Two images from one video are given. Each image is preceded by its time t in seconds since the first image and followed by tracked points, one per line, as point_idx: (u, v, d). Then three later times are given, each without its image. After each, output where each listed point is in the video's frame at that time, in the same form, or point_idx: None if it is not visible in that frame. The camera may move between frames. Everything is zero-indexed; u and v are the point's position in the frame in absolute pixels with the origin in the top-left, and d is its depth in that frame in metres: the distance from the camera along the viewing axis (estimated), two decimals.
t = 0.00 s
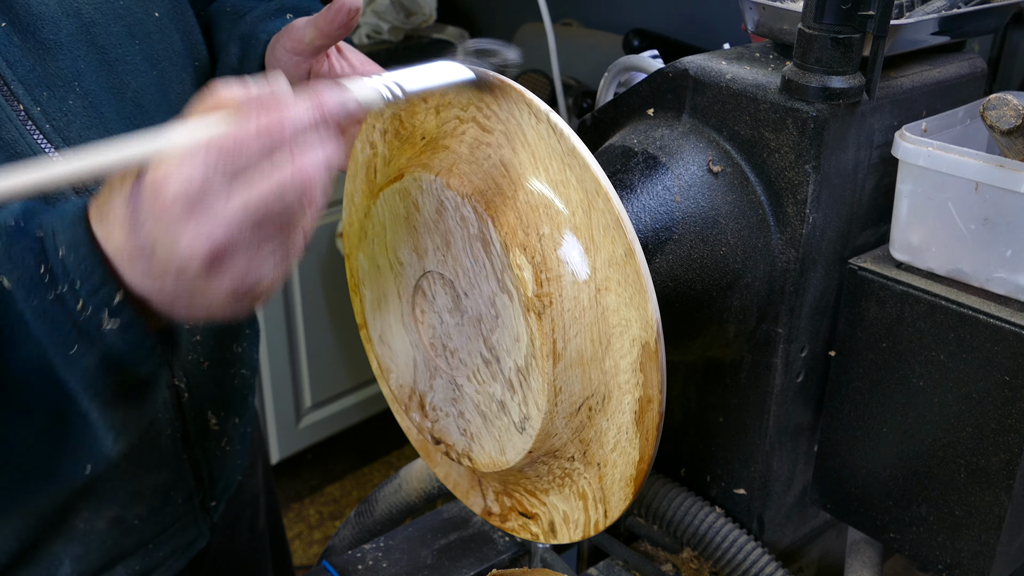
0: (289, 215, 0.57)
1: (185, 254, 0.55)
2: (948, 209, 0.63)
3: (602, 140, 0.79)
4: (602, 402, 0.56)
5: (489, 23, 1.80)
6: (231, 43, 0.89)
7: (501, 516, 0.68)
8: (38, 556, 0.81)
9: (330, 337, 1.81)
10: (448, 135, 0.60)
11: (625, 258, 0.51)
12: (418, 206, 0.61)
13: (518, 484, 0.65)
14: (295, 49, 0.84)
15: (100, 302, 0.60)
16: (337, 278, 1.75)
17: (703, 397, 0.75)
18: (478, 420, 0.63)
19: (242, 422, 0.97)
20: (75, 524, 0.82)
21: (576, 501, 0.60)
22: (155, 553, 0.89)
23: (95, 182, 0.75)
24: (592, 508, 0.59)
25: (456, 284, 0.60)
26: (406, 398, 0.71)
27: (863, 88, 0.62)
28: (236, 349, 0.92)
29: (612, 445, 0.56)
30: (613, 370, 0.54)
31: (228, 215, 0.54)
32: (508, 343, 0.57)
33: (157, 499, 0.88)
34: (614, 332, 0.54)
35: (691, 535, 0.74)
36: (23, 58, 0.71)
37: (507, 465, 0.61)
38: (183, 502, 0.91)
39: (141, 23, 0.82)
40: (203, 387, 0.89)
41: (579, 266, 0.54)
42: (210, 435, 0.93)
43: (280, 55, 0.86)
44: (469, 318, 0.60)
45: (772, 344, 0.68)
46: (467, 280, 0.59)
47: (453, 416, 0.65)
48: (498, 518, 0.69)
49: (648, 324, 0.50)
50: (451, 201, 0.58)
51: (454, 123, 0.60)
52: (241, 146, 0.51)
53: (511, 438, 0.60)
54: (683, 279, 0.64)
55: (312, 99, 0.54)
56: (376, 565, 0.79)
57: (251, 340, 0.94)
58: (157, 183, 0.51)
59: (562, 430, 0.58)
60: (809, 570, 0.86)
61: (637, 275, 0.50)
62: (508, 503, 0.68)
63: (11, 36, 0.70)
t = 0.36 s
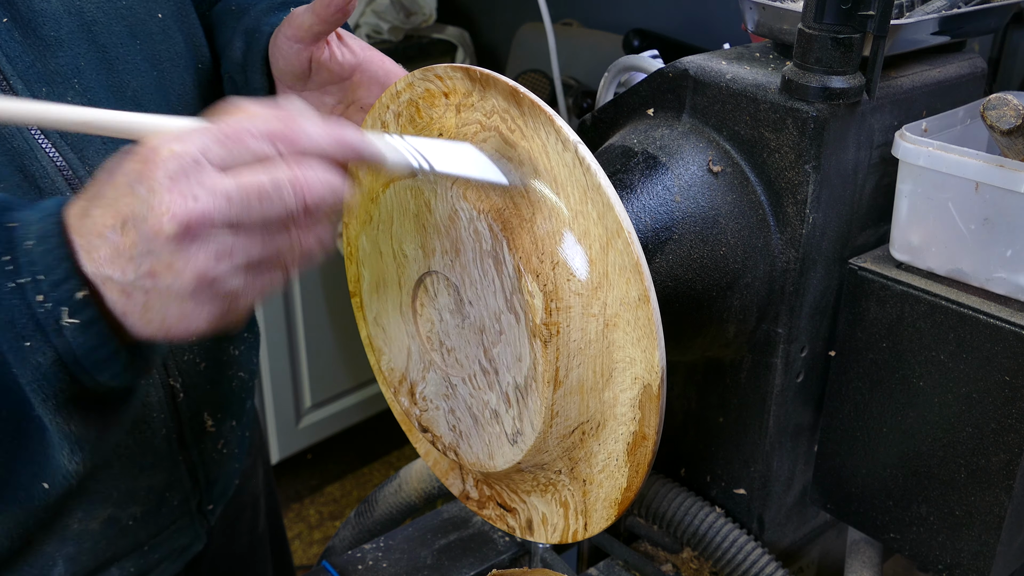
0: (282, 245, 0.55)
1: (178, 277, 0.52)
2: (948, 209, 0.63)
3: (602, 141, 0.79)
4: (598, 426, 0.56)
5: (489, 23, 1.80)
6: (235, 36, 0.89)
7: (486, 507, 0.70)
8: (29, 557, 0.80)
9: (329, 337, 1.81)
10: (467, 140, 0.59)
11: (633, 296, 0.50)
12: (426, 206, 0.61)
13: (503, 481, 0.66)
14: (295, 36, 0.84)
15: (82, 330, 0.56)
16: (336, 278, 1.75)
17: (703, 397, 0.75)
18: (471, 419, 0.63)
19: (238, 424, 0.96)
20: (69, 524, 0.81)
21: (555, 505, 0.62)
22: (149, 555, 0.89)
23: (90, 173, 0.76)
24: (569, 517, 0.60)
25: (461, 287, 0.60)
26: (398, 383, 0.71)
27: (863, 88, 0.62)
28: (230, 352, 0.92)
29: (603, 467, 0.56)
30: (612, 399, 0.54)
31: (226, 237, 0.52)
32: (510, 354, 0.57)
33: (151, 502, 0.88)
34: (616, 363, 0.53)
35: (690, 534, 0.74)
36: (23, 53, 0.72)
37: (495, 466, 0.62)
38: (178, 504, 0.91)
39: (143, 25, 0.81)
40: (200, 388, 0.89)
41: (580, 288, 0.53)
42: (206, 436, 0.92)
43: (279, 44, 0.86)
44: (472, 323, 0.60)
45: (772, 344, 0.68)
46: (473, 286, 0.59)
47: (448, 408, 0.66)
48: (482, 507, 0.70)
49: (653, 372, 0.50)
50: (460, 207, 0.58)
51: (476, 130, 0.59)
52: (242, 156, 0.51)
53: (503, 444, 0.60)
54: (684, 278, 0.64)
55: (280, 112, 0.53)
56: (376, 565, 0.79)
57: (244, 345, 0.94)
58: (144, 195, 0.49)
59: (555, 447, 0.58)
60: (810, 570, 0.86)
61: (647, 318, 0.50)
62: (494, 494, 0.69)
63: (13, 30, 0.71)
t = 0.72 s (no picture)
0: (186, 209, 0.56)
1: (69, 213, 0.51)
2: (948, 209, 0.63)
3: (602, 141, 0.79)
4: (605, 403, 0.56)
5: (489, 24, 1.80)
6: (264, 28, 0.87)
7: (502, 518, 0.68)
8: (46, 556, 0.81)
9: (330, 337, 1.81)
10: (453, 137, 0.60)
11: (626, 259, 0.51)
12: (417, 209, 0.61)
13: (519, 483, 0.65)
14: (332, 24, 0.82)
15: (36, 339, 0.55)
16: (337, 278, 1.75)
17: (703, 397, 0.75)
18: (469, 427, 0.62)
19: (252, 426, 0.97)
20: (84, 523, 0.82)
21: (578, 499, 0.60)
22: (160, 556, 0.89)
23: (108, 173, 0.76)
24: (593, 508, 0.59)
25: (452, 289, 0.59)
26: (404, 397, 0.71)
27: (863, 88, 0.62)
28: (244, 352, 0.92)
29: (616, 445, 0.56)
30: (613, 372, 0.55)
31: (121, 171, 0.52)
32: (501, 352, 0.57)
33: (165, 502, 0.88)
34: (614, 332, 0.54)
35: (690, 534, 0.74)
36: (48, 55, 0.72)
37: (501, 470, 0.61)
38: (191, 504, 0.91)
39: (162, 26, 0.81)
40: (215, 388, 0.89)
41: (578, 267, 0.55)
42: (220, 437, 0.92)
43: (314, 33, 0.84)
44: (463, 325, 0.59)
45: (772, 345, 0.68)
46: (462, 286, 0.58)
47: (447, 420, 0.65)
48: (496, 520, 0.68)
49: (649, 331, 0.50)
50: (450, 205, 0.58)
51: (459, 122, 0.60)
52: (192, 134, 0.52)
53: (499, 448, 0.59)
54: (683, 278, 0.64)
55: (227, 79, 0.53)
56: (376, 565, 0.79)
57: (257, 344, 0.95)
58: (35, 138, 0.50)
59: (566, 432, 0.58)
60: (809, 570, 0.86)
61: (638, 274, 0.50)
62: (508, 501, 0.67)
63: (37, 32, 0.72)
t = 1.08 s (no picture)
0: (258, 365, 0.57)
1: (133, 392, 0.55)
2: (948, 209, 0.63)
3: (602, 140, 0.79)
4: (607, 393, 0.56)
5: (489, 24, 1.80)
6: (231, 57, 0.89)
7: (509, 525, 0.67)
8: (34, 560, 0.80)
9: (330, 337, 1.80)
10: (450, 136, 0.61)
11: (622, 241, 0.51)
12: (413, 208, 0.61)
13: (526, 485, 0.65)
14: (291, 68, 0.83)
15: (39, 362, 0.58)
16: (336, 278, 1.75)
17: (703, 398, 0.75)
18: (473, 428, 0.62)
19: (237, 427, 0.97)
20: (72, 526, 0.82)
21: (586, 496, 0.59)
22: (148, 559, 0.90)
23: (91, 174, 0.77)
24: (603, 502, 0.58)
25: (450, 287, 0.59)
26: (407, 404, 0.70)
27: (863, 88, 0.62)
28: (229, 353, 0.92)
29: (619, 435, 0.56)
30: (612, 361, 0.54)
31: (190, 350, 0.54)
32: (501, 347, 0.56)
33: (152, 505, 0.88)
34: (612, 319, 0.53)
35: (691, 535, 0.74)
36: (27, 58, 0.73)
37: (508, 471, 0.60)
38: (180, 507, 0.91)
39: (145, 28, 0.81)
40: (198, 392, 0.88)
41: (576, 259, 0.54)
42: (207, 440, 0.93)
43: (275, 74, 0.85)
44: (462, 324, 0.59)
45: (772, 345, 0.68)
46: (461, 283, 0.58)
47: (451, 423, 0.64)
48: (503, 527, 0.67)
49: (646, 315, 0.50)
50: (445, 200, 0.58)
51: (453, 122, 0.61)
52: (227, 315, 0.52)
53: (502, 447, 0.59)
54: (683, 278, 0.64)
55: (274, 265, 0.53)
56: (376, 565, 0.79)
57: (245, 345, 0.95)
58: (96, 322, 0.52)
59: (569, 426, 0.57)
60: (809, 570, 0.86)
61: (633, 259, 0.50)
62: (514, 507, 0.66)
63: (16, 35, 0.72)
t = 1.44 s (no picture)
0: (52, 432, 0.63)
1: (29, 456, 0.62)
2: (948, 209, 0.63)
3: (601, 140, 0.79)
4: (607, 381, 0.55)
5: (489, 24, 1.80)
6: (236, 65, 0.89)
7: (517, 526, 0.67)
8: (24, 560, 0.82)
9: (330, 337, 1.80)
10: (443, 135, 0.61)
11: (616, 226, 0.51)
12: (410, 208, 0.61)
13: (533, 484, 0.65)
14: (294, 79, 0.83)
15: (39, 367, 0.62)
16: (336, 278, 1.75)
17: (703, 398, 0.76)
18: (476, 428, 0.61)
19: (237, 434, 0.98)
20: (64, 529, 0.83)
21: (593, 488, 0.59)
22: (143, 562, 0.90)
23: (91, 179, 0.77)
24: (609, 493, 0.58)
25: (449, 285, 0.59)
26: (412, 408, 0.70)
27: (863, 88, 0.62)
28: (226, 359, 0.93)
29: (622, 424, 0.55)
30: (611, 347, 0.54)
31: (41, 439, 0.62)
32: (500, 343, 0.56)
33: (147, 510, 0.88)
34: (610, 305, 0.53)
35: (690, 534, 0.74)
36: (29, 60, 0.73)
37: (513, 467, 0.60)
38: (175, 512, 0.91)
39: (150, 32, 0.81)
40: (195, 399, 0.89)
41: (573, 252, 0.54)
42: (206, 446, 0.93)
43: (279, 86, 0.85)
44: (462, 323, 0.59)
45: (772, 345, 0.68)
46: (459, 281, 0.58)
47: (455, 424, 0.64)
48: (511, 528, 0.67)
49: (642, 296, 0.50)
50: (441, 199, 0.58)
51: (444, 123, 0.61)
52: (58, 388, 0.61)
53: (505, 444, 0.59)
54: (683, 278, 0.64)
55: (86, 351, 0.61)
56: (376, 565, 0.79)
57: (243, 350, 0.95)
58: None
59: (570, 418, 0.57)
60: (809, 570, 0.86)
61: (625, 242, 0.50)
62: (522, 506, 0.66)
63: (18, 37, 0.72)
